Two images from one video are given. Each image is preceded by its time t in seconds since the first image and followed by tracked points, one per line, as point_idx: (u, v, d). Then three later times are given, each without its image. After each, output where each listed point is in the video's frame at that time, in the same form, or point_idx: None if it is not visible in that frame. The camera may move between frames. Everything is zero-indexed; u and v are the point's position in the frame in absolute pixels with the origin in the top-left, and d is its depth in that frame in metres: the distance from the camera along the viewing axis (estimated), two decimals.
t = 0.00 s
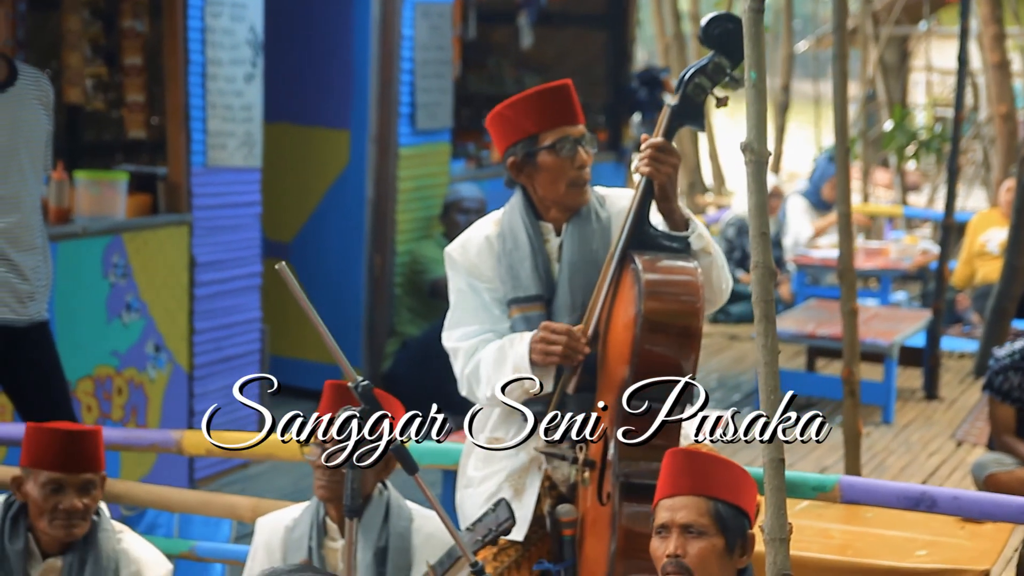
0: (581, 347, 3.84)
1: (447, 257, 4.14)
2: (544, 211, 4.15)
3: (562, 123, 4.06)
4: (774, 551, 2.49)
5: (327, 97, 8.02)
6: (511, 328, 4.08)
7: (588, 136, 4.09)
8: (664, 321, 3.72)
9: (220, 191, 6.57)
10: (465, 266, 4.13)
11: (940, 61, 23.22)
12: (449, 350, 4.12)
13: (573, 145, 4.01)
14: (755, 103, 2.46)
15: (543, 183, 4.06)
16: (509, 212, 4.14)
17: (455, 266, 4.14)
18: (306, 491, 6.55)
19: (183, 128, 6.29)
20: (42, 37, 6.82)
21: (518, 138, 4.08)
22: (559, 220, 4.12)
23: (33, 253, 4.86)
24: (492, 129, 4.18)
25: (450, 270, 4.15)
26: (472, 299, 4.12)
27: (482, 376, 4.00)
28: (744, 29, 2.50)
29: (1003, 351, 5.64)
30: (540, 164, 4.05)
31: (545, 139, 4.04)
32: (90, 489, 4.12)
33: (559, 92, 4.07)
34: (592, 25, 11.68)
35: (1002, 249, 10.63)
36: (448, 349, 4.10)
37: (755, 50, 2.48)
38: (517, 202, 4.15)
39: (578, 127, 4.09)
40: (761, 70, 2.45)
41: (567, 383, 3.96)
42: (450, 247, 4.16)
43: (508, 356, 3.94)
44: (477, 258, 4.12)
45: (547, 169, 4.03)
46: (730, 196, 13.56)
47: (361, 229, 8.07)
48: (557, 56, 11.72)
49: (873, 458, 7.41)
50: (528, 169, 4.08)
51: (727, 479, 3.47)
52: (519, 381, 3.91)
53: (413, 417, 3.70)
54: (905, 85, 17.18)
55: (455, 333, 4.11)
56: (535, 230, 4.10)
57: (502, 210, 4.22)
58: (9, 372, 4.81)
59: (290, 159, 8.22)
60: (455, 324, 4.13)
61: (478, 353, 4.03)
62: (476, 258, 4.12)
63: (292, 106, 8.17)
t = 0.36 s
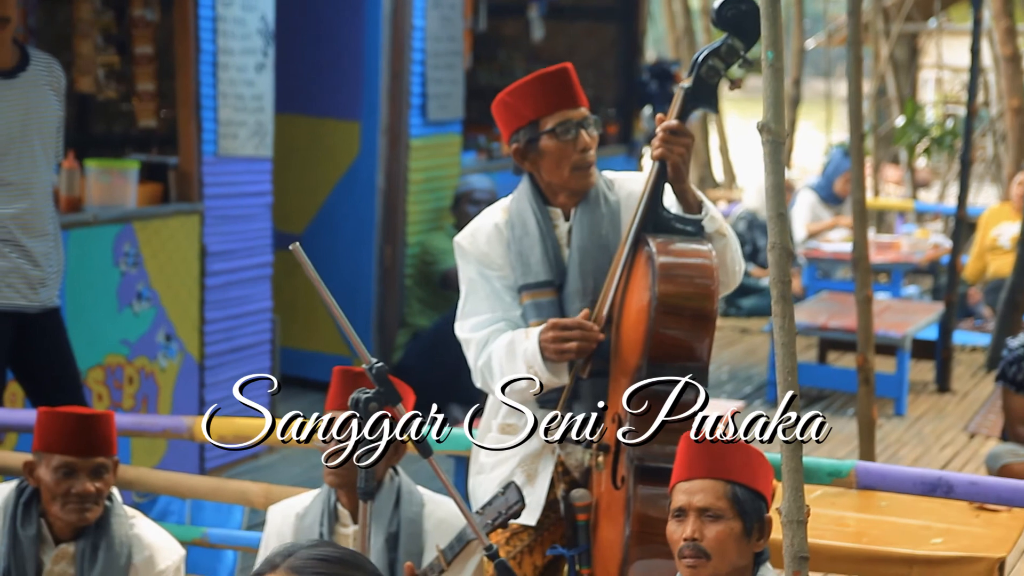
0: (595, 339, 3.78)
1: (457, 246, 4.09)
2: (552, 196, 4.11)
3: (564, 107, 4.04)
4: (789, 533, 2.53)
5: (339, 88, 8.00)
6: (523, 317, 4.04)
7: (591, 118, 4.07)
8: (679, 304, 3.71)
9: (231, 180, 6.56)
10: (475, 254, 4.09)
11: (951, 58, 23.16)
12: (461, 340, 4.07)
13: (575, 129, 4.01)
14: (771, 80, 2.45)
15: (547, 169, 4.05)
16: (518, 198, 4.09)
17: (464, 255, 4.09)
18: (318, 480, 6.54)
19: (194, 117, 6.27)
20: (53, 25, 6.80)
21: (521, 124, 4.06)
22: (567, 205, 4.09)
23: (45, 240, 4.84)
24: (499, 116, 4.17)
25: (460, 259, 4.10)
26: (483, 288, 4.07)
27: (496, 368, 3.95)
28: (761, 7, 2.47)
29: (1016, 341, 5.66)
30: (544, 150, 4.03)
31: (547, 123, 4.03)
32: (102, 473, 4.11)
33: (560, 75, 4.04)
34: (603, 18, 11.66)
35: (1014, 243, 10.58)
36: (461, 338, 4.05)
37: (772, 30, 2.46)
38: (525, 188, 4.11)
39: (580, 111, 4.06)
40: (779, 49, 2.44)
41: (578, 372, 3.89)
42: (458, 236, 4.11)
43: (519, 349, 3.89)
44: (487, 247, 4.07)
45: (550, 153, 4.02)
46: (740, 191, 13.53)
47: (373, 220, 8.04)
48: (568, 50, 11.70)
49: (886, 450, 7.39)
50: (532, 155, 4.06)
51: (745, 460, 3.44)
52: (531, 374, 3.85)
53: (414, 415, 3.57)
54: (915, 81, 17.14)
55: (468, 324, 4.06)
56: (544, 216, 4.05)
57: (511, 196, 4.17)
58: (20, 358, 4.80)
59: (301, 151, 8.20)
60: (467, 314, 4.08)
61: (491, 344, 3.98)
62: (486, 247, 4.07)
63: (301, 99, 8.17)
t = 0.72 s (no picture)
0: (612, 318, 3.79)
1: (466, 235, 4.06)
2: (560, 178, 4.03)
3: (566, 88, 3.95)
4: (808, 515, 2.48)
5: (350, 76, 7.96)
6: (540, 301, 4.02)
7: (594, 97, 3.99)
8: (693, 284, 3.66)
9: (241, 168, 6.52)
10: (485, 241, 4.06)
11: (963, 54, 23.08)
12: (482, 327, 4.04)
13: (579, 110, 3.91)
14: (791, 56, 2.43)
15: (553, 153, 3.97)
16: (525, 182, 4.04)
17: (475, 243, 4.07)
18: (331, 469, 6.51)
19: (207, 103, 6.24)
20: (66, 12, 6.78)
21: (524, 109, 3.98)
22: (576, 185, 4.00)
23: (57, 223, 4.82)
24: (501, 101, 4.09)
25: (471, 247, 4.08)
26: (497, 274, 4.05)
27: (515, 354, 3.93)
28: None
29: None
30: (548, 133, 3.95)
31: (550, 106, 3.94)
32: (116, 457, 4.09)
33: (562, 57, 3.96)
34: (615, 9, 11.63)
35: None
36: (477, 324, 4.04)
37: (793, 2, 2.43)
38: (531, 172, 4.04)
39: (582, 91, 3.96)
40: (799, 22, 2.42)
41: (592, 351, 3.89)
42: (468, 224, 4.09)
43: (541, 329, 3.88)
44: (496, 233, 4.04)
45: (556, 137, 3.93)
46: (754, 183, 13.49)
47: (385, 208, 8.00)
48: (581, 41, 11.68)
49: (902, 439, 7.35)
50: (537, 140, 3.98)
51: (761, 446, 3.38)
52: (549, 354, 3.85)
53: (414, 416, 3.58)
54: (928, 75, 17.08)
55: (484, 310, 4.04)
56: (553, 198, 4.01)
57: (518, 181, 4.12)
58: (33, 342, 4.77)
59: (312, 141, 8.16)
60: (483, 301, 4.06)
61: (510, 328, 3.96)
62: (495, 234, 4.04)
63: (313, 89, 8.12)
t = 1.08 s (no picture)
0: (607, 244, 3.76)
1: (486, 214, 4.03)
2: (580, 158, 4.01)
3: (587, 66, 3.94)
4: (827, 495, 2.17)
5: (363, 66, 7.93)
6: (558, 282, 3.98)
7: (616, 76, 3.97)
8: (709, 262, 3.63)
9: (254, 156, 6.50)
10: (504, 220, 4.03)
11: (977, 51, 23.01)
12: (499, 305, 4.02)
13: (598, 86, 3.90)
14: (808, 24, 2.11)
15: (573, 131, 3.95)
16: (545, 161, 4.01)
17: (494, 221, 4.04)
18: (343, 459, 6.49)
19: (220, 91, 6.22)
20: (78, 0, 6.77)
21: (544, 87, 3.97)
22: (596, 163, 3.99)
23: (68, 207, 4.80)
24: (522, 80, 4.08)
25: (489, 225, 4.05)
26: (516, 251, 4.02)
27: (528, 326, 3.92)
28: None
29: None
30: (568, 111, 3.93)
31: (570, 83, 3.93)
32: (133, 447, 4.08)
33: (583, 35, 3.96)
34: (629, 3, 11.59)
35: None
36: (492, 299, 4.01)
37: None
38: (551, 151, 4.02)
39: (602, 69, 3.95)
40: None
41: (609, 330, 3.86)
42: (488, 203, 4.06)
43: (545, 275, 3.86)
44: (516, 211, 4.01)
45: (575, 114, 3.92)
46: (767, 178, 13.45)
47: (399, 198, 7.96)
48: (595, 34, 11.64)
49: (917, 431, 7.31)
50: (557, 118, 3.97)
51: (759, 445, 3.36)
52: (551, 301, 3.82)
53: (416, 415, 3.42)
54: (942, 72, 17.02)
55: (501, 290, 4.02)
56: (573, 178, 3.97)
57: (538, 161, 4.10)
58: (44, 327, 4.75)
59: (325, 132, 8.13)
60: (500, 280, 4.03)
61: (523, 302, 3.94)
62: (515, 212, 4.01)
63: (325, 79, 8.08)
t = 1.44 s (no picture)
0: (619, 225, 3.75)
1: (507, 179, 4.05)
2: (607, 134, 4.02)
3: (620, 40, 3.95)
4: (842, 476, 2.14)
5: (375, 58, 7.90)
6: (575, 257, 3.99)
7: (649, 53, 3.98)
8: (732, 246, 3.65)
9: (266, 146, 6.48)
10: (525, 187, 4.04)
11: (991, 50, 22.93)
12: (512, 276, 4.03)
13: (629, 61, 3.91)
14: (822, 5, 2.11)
15: (602, 106, 3.96)
16: (572, 134, 4.03)
17: (515, 186, 4.05)
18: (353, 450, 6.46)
19: (231, 82, 6.20)
20: None
21: (577, 57, 3.99)
22: (621, 140, 4.00)
23: (79, 193, 4.79)
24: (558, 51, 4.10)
25: (510, 191, 4.07)
26: (535, 220, 4.03)
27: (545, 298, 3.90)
28: None
29: None
30: (598, 83, 3.95)
31: (602, 56, 3.94)
32: (148, 429, 4.08)
33: (622, 9, 3.98)
34: None
35: None
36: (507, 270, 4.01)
37: None
38: (580, 125, 4.03)
39: (638, 45, 3.97)
40: None
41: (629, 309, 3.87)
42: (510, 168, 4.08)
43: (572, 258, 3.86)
44: (538, 179, 4.02)
45: (604, 87, 3.93)
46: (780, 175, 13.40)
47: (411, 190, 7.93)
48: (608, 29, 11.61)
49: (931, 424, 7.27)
50: (586, 89, 3.98)
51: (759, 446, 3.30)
52: (576, 272, 3.82)
53: (414, 416, 3.32)
54: (955, 69, 16.94)
55: (517, 257, 4.02)
56: (599, 154, 3.98)
57: (565, 132, 4.11)
58: (55, 314, 4.76)
59: (337, 124, 8.11)
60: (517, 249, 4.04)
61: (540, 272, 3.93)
62: (537, 180, 4.02)
63: (337, 70, 8.07)
